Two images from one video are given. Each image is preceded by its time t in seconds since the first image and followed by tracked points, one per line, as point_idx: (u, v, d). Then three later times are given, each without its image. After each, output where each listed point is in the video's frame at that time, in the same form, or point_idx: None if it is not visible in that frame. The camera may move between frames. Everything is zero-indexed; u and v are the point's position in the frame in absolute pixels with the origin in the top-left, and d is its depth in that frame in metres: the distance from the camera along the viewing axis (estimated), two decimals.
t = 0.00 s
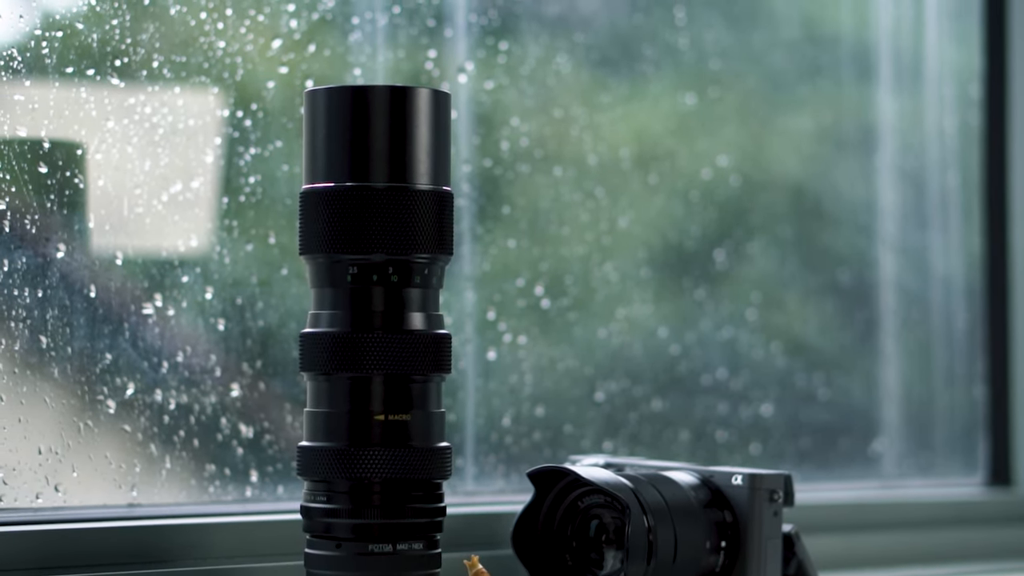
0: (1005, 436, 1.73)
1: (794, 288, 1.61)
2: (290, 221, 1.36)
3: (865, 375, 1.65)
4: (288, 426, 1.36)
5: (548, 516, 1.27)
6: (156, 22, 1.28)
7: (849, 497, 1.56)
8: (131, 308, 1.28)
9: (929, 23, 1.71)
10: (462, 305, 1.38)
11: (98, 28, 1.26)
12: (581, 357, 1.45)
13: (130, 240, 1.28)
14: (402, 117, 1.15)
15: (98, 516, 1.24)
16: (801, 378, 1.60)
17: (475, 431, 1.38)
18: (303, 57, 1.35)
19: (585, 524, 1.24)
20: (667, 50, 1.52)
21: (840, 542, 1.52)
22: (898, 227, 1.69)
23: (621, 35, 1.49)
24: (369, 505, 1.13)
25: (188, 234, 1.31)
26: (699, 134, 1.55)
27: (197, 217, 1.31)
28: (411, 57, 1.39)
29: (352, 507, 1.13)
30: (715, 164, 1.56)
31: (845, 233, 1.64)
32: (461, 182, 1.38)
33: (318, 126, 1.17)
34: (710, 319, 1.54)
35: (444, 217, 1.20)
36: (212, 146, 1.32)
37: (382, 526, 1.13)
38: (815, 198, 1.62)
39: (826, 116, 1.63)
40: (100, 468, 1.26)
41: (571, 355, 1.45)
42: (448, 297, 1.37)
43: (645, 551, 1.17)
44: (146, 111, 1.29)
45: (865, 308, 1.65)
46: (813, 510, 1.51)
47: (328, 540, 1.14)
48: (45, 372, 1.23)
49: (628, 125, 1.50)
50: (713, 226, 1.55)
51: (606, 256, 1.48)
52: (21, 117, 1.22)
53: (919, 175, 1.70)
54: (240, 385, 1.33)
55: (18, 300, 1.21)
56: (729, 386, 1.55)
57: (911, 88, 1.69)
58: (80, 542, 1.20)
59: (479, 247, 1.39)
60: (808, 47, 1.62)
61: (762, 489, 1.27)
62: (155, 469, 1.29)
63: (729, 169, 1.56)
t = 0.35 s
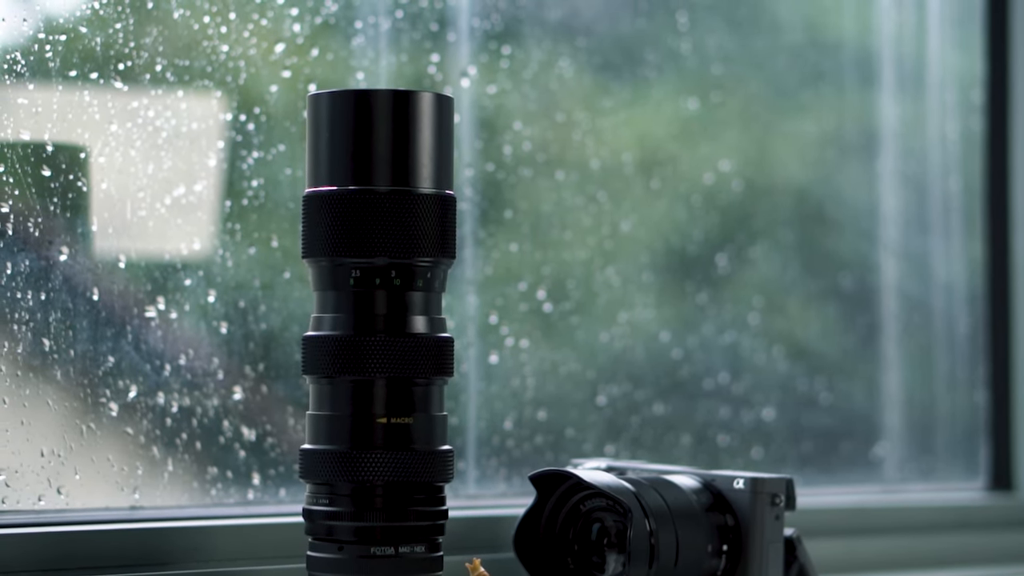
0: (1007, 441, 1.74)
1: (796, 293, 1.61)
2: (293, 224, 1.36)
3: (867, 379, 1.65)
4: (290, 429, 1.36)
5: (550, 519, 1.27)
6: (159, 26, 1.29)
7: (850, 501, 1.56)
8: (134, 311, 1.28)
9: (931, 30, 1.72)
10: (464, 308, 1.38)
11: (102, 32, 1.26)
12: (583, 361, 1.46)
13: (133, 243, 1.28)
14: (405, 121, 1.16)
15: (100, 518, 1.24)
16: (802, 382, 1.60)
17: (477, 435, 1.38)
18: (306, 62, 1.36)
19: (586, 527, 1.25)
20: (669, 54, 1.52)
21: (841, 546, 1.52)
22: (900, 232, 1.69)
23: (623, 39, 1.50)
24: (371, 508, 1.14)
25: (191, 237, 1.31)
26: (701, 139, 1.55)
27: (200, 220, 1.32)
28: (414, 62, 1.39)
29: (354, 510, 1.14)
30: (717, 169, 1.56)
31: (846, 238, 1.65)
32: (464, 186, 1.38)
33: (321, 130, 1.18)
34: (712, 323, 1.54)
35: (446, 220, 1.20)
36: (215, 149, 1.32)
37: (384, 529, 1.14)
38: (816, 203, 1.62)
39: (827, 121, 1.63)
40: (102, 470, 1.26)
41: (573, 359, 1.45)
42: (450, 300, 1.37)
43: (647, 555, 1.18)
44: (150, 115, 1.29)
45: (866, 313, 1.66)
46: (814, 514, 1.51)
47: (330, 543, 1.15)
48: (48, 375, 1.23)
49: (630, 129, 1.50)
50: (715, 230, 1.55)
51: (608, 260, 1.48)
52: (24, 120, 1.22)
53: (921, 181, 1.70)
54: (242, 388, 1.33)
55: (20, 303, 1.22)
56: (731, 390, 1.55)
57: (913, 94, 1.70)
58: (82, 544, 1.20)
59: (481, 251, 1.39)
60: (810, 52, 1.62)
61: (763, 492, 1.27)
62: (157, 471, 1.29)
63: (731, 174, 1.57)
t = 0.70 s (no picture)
0: (1006, 435, 1.74)
1: (796, 287, 1.61)
2: (292, 218, 1.36)
3: (866, 374, 1.65)
4: (289, 423, 1.36)
5: (550, 513, 1.28)
6: (159, 19, 1.29)
7: (849, 495, 1.56)
8: (133, 304, 1.28)
9: (932, 24, 1.71)
10: (463, 302, 1.38)
11: (101, 25, 1.26)
12: (583, 355, 1.45)
13: (132, 236, 1.28)
14: (405, 115, 1.16)
15: (99, 512, 1.24)
16: (802, 376, 1.60)
17: (476, 428, 1.38)
18: (305, 55, 1.36)
19: (586, 521, 1.25)
20: (669, 48, 1.52)
21: (840, 540, 1.52)
22: (900, 226, 1.69)
23: (623, 33, 1.49)
24: (370, 502, 1.14)
25: (190, 231, 1.31)
26: (701, 133, 1.55)
27: (199, 213, 1.32)
28: (413, 55, 1.39)
29: (353, 504, 1.14)
30: (717, 163, 1.56)
31: (846, 232, 1.64)
32: (463, 180, 1.38)
33: (321, 123, 1.18)
34: (711, 317, 1.54)
35: (446, 214, 1.20)
36: (214, 143, 1.32)
37: (383, 523, 1.14)
38: (816, 197, 1.62)
39: (827, 115, 1.63)
40: (102, 463, 1.26)
41: (573, 353, 1.45)
42: (449, 294, 1.37)
43: (647, 549, 1.18)
44: (149, 108, 1.29)
45: (866, 307, 1.66)
46: (813, 508, 1.51)
47: (329, 537, 1.15)
48: (47, 368, 1.23)
49: (630, 123, 1.50)
50: (714, 225, 1.55)
51: (608, 254, 1.48)
52: (23, 113, 1.22)
53: (921, 176, 1.70)
54: (241, 382, 1.33)
55: (19, 296, 1.22)
56: (730, 384, 1.55)
57: (913, 88, 1.70)
58: (81, 537, 1.20)
59: (480, 244, 1.39)
60: (810, 47, 1.62)
61: (762, 487, 1.28)
62: (157, 465, 1.29)
63: (730, 169, 1.57)
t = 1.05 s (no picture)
0: (1006, 428, 1.74)
1: (796, 280, 1.61)
2: (293, 210, 1.36)
3: (866, 367, 1.65)
4: (289, 414, 1.36)
5: (550, 505, 1.28)
6: (159, 11, 1.28)
7: (849, 488, 1.56)
8: (133, 296, 1.28)
9: (933, 17, 1.71)
10: (464, 294, 1.38)
11: (101, 16, 1.26)
12: (583, 347, 1.45)
13: (132, 228, 1.28)
14: (405, 106, 1.16)
15: (99, 504, 1.24)
16: (802, 369, 1.60)
17: (476, 421, 1.38)
18: (305, 47, 1.35)
19: (586, 514, 1.25)
20: (669, 41, 1.52)
21: (841, 533, 1.52)
22: (901, 219, 1.68)
23: (624, 26, 1.49)
24: (370, 494, 1.14)
25: (190, 223, 1.31)
26: (702, 126, 1.55)
27: (199, 205, 1.31)
28: (414, 47, 1.39)
29: (353, 496, 1.14)
30: (717, 156, 1.56)
31: (847, 225, 1.64)
32: (464, 172, 1.38)
33: (321, 115, 1.18)
34: (711, 310, 1.54)
35: (446, 206, 1.20)
36: (214, 134, 1.32)
37: (383, 515, 1.14)
38: (816, 190, 1.62)
39: (828, 108, 1.63)
40: (101, 455, 1.26)
41: (573, 345, 1.45)
42: (450, 286, 1.37)
43: (647, 541, 1.18)
44: (149, 99, 1.29)
45: (866, 300, 1.66)
46: (814, 500, 1.51)
47: (329, 529, 1.15)
48: (46, 359, 1.23)
49: (631, 116, 1.50)
50: (715, 218, 1.55)
51: (608, 246, 1.48)
52: (23, 104, 1.22)
53: (921, 169, 1.70)
54: (241, 374, 1.33)
55: (19, 287, 1.21)
56: (731, 377, 1.55)
57: (914, 81, 1.69)
58: (81, 529, 1.20)
59: (481, 236, 1.39)
60: (811, 40, 1.62)
61: (763, 479, 1.27)
62: (156, 457, 1.29)
63: (731, 161, 1.56)
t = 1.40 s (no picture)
0: (1006, 417, 1.74)
1: (796, 269, 1.60)
2: (292, 198, 1.36)
3: (866, 356, 1.65)
4: (289, 403, 1.36)
5: (549, 493, 1.28)
6: None
7: (849, 477, 1.56)
8: (132, 285, 1.27)
9: (933, 7, 1.71)
10: (463, 282, 1.38)
11: (100, 4, 1.26)
12: (582, 336, 1.45)
13: (131, 216, 1.28)
14: (405, 94, 1.16)
15: (98, 492, 1.24)
16: (801, 359, 1.60)
17: (475, 410, 1.38)
18: (305, 35, 1.35)
19: (585, 503, 1.25)
20: (669, 30, 1.52)
21: (840, 522, 1.52)
22: (901, 208, 1.68)
23: (624, 15, 1.49)
24: (369, 482, 1.14)
25: (189, 211, 1.31)
26: (702, 115, 1.55)
27: (199, 194, 1.31)
28: (414, 35, 1.39)
29: (352, 485, 1.14)
30: (717, 145, 1.55)
31: (847, 214, 1.64)
32: (464, 160, 1.38)
33: (320, 103, 1.18)
34: (711, 299, 1.54)
35: (446, 195, 1.20)
36: (214, 122, 1.32)
37: (382, 504, 1.14)
38: (816, 180, 1.62)
39: (828, 98, 1.63)
40: (101, 443, 1.26)
41: (572, 334, 1.45)
42: (450, 274, 1.37)
43: (646, 530, 1.18)
44: (148, 88, 1.29)
45: (866, 290, 1.66)
46: (813, 489, 1.51)
47: (329, 517, 1.15)
48: (46, 348, 1.23)
49: (631, 105, 1.50)
50: (715, 207, 1.55)
51: (608, 236, 1.48)
52: (23, 92, 1.22)
53: (922, 158, 1.70)
54: (241, 362, 1.33)
55: (19, 276, 1.21)
56: (730, 366, 1.55)
57: (914, 71, 1.69)
58: (81, 517, 1.20)
59: (480, 225, 1.39)
60: (811, 29, 1.62)
61: (763, 468, 1.27)
62: (156, 445, 1.29)
63: (731, 151, 1.56)
